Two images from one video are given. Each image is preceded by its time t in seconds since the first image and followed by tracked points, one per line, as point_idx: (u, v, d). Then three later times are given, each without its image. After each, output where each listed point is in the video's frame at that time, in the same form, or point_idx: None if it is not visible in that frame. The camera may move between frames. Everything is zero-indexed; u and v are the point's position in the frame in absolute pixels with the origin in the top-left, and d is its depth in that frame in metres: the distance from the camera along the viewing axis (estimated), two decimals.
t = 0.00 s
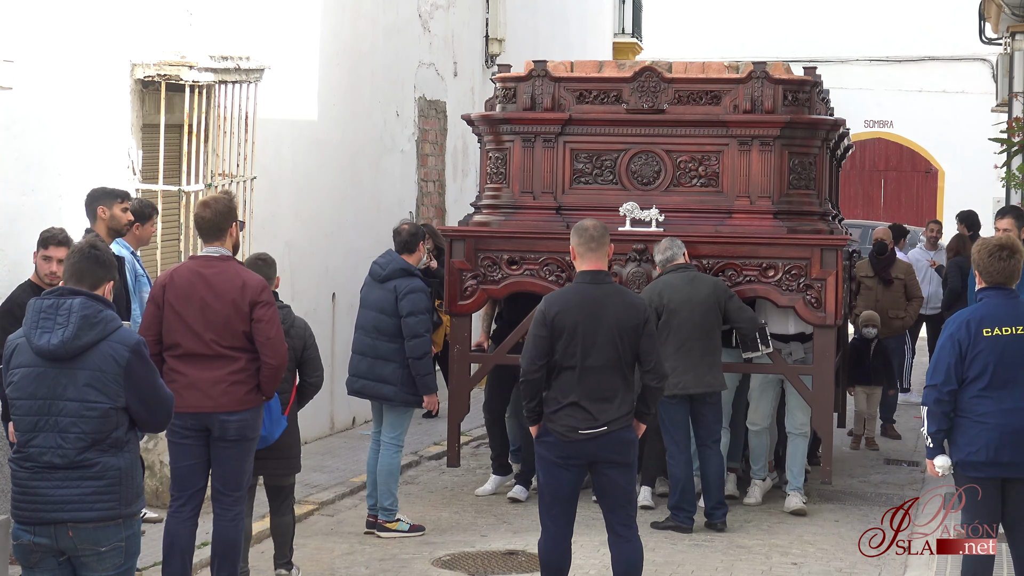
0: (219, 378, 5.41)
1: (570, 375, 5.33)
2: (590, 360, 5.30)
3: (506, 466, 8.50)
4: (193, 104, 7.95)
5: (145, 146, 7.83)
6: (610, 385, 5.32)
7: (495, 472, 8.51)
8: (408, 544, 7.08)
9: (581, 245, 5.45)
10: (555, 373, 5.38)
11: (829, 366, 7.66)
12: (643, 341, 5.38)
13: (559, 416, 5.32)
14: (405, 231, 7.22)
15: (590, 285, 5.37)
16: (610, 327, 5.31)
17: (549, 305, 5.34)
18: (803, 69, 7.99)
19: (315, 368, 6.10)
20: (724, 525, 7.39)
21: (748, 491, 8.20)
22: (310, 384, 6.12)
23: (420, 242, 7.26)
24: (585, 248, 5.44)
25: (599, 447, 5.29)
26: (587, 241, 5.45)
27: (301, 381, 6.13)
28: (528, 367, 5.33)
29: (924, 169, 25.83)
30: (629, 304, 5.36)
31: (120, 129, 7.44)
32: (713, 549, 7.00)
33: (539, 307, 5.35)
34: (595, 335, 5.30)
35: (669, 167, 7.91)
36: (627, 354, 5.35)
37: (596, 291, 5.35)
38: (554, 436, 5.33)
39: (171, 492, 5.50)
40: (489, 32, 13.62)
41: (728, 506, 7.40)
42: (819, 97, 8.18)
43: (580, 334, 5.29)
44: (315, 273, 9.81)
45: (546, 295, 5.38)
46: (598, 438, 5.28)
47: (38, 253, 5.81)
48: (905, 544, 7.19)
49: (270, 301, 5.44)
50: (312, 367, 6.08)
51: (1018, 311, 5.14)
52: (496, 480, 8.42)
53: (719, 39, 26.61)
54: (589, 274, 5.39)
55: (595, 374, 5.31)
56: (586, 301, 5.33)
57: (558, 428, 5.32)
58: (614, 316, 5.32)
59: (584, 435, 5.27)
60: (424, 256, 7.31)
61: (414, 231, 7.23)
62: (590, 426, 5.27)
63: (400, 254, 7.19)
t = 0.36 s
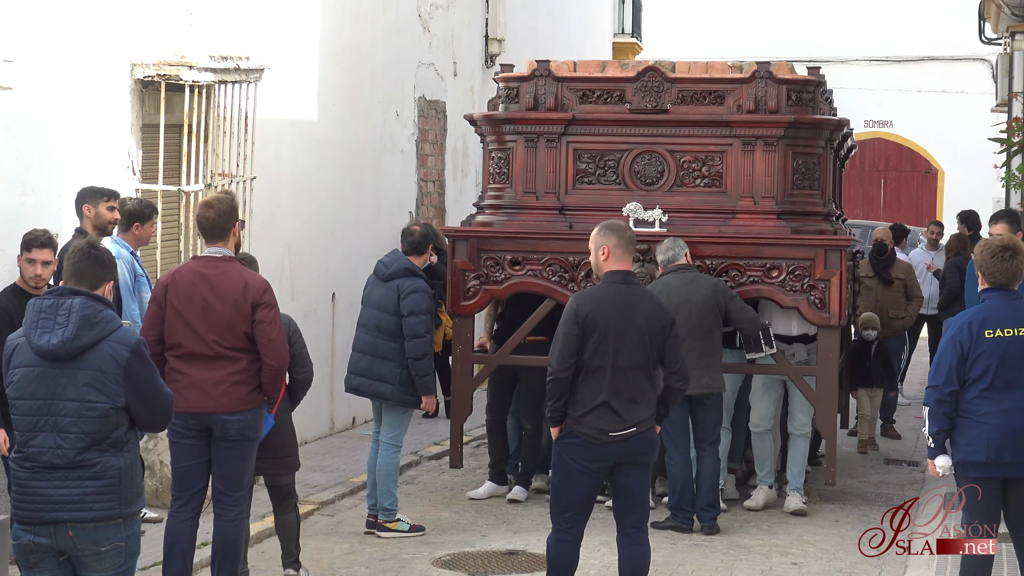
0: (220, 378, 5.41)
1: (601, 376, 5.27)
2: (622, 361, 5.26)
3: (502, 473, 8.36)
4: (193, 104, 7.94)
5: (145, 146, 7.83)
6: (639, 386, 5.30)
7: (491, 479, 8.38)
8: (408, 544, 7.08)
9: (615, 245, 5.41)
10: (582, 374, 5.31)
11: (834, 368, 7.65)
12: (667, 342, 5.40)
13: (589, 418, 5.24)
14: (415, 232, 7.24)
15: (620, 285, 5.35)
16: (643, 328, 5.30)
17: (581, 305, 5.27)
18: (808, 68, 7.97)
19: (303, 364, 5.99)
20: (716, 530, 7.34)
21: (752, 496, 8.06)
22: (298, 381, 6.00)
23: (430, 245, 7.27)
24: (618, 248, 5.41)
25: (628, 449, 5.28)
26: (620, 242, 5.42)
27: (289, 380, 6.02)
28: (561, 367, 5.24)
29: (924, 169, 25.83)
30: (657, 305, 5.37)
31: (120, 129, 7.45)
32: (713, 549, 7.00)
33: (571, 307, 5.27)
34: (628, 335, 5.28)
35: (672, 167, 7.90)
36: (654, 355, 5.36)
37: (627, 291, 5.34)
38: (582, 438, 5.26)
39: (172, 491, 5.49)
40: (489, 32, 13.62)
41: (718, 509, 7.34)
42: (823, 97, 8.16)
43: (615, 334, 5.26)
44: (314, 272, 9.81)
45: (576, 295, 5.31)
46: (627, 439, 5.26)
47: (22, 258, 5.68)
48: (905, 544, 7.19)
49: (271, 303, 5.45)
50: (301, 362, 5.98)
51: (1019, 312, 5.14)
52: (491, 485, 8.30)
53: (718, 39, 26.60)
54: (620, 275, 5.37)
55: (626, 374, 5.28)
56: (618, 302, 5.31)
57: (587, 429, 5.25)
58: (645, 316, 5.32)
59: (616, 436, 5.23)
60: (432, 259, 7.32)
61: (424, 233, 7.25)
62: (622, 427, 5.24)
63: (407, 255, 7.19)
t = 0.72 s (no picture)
0: (222, 379, 5.41)
1: (615, 377, 5.26)
2: (636, 361, 5.27)
3: (486, 478, 8.24)
4: (193, 104, 7.94)
5: (145, 147, 7.83)
6: (648, 387, 5.32)
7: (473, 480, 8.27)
8: (408, 544, 7.08)
9: (625, 246, 5.38)
10: (592, 374, 5.28)
11: (833, 369, 7.66)
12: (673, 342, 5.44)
13: (602, 418, 5.22)
14: (408, 231, 7.20)
15: (632, 288, 5.33)
16: (656, 329, 5.32)
17: (599, 306, 5.23)
18: (806, 68, 7.97)
19: (309, 365, 5.93)
20: (716, 532, 7.30)
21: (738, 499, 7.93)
22: (303, 383, 5.93)
23: (425, 244, 7.26)
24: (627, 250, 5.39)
25: (635, 450, 5.29)
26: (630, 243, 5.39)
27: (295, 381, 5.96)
28: (579, 368, 5.18)
29: (924, 169, 25.83)
30: (666, 306, 5.40)
31: (120, 129, 7.45)
32: (713, 549, 7.00)
33: (590, 307, 5.22)
34: (643, 336, 5.28)
35: (671, 167, 7.90)
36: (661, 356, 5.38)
37: (641, 292, 5.33)
38: (594, 439, 5.23)
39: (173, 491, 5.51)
40: (490, 32, 13.62)
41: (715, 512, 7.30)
42: (824, 98, 8.16)
43: (630, 335, 5.25)
44: (315, 273, 9.81)
45: (591, 295, 5.26)
46: (635, 440, 5.28)
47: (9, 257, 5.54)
48: (905, 544, 7.19)
49: (275, 305, 5.44)
50: (307, 364, 5.91)
51: (1022, 312, 5.13)
52: (473, 487, 8.19)
53: (718, 39, 26.60)
54: (630, 276, 5.36)
55: (640, 375, 5.29)
56: (634, 303, 5.30)
57: (599, 430, 5.22)
58: (658, 317, 5.34)
59: (627, 436, 5.24)
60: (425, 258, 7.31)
61: (418, 232, 7.21)
62: (633, 427, 5.25)
63: (402, 254, 7.19)
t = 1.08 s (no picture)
0: (223, 380, 5.41)
1: (608, 379, 5.26)
2: (628, 363, 5.28)
3: (490, 481, 8.24)
4: (193, 104, 7.95)
5: (145, 146, 7.83)
6: (639, 388, 5.33)
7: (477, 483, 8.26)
8: (408, 544, 7.08)
9: (613, 248, 5.38)
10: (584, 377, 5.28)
11: (826, 370, 7.66)
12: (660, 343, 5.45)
13: (596, 421, 5.22)
14: (405, 231, 7.22)
15: (623, 290, 5.34)
16: (646, 329, 5.35)
17: (592, 310, 5.23)
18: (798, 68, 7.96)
19: (308, 365, 5.93)
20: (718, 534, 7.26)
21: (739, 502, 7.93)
22: (301, 384, 5.94)
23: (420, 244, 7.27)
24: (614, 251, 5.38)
25: (629, 451, 5.29)
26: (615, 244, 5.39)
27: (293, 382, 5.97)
28: (574, 372, 5.18)
29: (924, 169, 25.83)
30: (653, 307, 5.42)
31: (120, 129, 7.44)
32: (713, 549, 7.01)
33: (582, 311, 5.21)
34: (633, 337, 5.29)
35: (664, 167, 7.89)
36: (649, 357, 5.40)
37: (630, 295, 5.34)
38: (589, 442, 5.22)
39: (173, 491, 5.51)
40: (490, 32, 13.62)
41: (715, 512, 7.29)
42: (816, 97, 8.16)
43: (622, 337, 5.26)
44: (315, 273, 9.81)
45: (582, 299, 5.25)
46: (629, 442, 5.28)
47: (15, 258, 5.42)
48: (905, 544, 7.19)
49: (276, 305, 5.44)
50: (306, 364, 5.92)
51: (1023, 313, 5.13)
52: (478, 491, 8.17)
53: (718, 39, 26.61)
54: (618, 277, 5.36)
55: (633, 376, 5.30)
56: (626, 305, 5.30)
57: (594, 433, 5.22)
58: (647, 317, 5.36)
59: (621, 438, 5.24)
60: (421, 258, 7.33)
61: (414, 232, 7.23)
62: (626, 429, 5.26)
63: (399, 254, 7.19)
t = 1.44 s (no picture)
0: (223, 380, 5.41)
1: (597, 381, 5.28)
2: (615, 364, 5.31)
3: (490, 482, 8.24)
4: (193, 104, 7.95)
5: (145, 146, 7.83)
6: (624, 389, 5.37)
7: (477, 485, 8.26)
8: (408, 544, 7.08)
9: (593, 247, 5.39)
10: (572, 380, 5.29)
11: (814, 370, 7.67)
12: (639, 342, 5.50)
13: (587, 423, 5.25)
14: (404, 230, 7.20)
15: (604, 289, 5.36)
16: (627, 328, 5.38)
17: (580, 312, 5.23)
18: (786, 66, 7.93)
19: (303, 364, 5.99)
20: (721, 535, 7.28)
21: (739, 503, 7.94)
22: (297, 384, 5.99)
23: (419, 244, 7.25)
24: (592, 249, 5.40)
25: (619, 452, 5.33)
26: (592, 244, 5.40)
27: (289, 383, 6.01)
28: (567, 376, 5.18)
29: (924, 169, 25.83)
30: (632, 306, 5.46)
31: (121, 129, 7.44)
32: (713, 549, 7.01)
33: (572, 315, 5.21)
34: (618, 338, 5.32)
35: (651, 166, 7.89)
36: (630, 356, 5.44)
37: (613, 295, 5.36)
38: (581, 444, 5.24)
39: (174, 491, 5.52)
40: (490, 32, 13.62)
41: (714, 510, 7.31)
42: (805, 95, 8.12)
43: (609, 339, 5.29)
44: (315, 272, 9.81)
45: (569, 301, 5.25)
46: (617, 442, 5.33)
47: (20, 257, 5.34)
48: (905, 544, 7.19)
49: (278, 304, 5.44)
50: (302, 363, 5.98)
51: (1021, 312, 5.13)
52: (478, 492, 8.17)
53: (718, 39, 26.61)
54: (599, 277, 5.38)
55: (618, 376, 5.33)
56: (608, 306, 5.32)
57: (585, 435, 5.25)
58: (627, 316, 5.40)
59: (610, 439, 5.29)
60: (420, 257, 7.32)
61: (413, 232, 7.20)
62: (615, 430, 5.31)
63: (397, 254, 7.18)
